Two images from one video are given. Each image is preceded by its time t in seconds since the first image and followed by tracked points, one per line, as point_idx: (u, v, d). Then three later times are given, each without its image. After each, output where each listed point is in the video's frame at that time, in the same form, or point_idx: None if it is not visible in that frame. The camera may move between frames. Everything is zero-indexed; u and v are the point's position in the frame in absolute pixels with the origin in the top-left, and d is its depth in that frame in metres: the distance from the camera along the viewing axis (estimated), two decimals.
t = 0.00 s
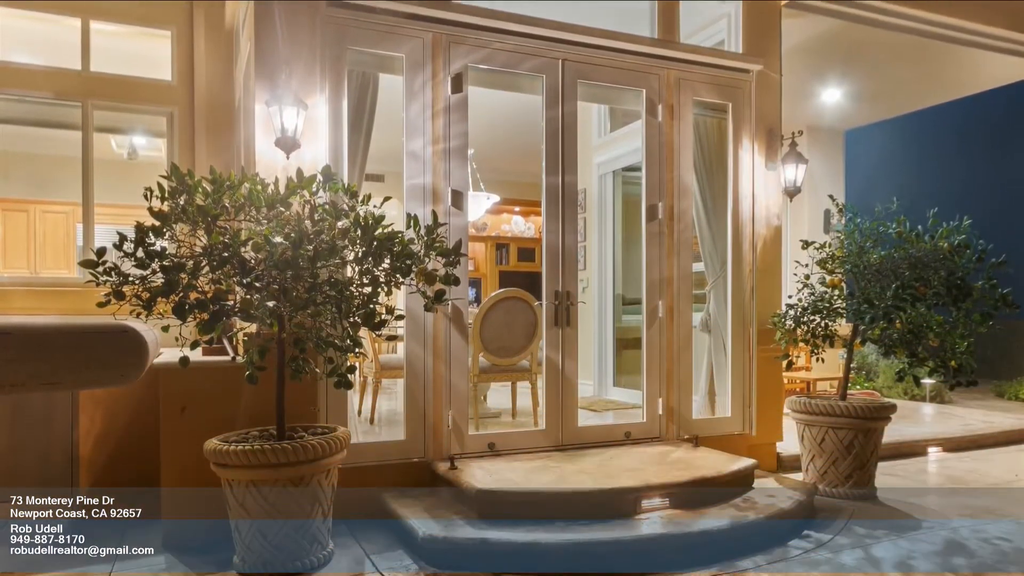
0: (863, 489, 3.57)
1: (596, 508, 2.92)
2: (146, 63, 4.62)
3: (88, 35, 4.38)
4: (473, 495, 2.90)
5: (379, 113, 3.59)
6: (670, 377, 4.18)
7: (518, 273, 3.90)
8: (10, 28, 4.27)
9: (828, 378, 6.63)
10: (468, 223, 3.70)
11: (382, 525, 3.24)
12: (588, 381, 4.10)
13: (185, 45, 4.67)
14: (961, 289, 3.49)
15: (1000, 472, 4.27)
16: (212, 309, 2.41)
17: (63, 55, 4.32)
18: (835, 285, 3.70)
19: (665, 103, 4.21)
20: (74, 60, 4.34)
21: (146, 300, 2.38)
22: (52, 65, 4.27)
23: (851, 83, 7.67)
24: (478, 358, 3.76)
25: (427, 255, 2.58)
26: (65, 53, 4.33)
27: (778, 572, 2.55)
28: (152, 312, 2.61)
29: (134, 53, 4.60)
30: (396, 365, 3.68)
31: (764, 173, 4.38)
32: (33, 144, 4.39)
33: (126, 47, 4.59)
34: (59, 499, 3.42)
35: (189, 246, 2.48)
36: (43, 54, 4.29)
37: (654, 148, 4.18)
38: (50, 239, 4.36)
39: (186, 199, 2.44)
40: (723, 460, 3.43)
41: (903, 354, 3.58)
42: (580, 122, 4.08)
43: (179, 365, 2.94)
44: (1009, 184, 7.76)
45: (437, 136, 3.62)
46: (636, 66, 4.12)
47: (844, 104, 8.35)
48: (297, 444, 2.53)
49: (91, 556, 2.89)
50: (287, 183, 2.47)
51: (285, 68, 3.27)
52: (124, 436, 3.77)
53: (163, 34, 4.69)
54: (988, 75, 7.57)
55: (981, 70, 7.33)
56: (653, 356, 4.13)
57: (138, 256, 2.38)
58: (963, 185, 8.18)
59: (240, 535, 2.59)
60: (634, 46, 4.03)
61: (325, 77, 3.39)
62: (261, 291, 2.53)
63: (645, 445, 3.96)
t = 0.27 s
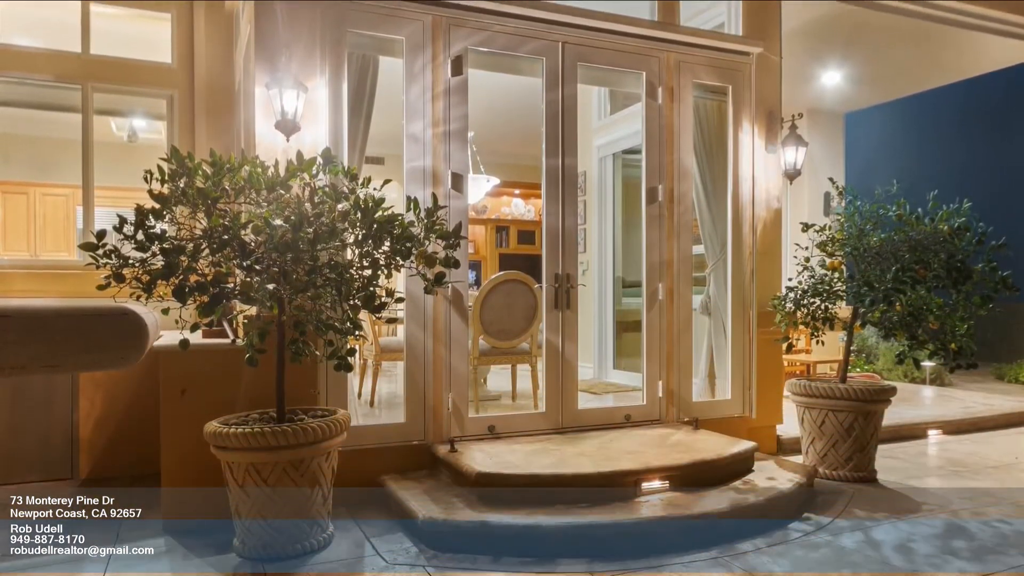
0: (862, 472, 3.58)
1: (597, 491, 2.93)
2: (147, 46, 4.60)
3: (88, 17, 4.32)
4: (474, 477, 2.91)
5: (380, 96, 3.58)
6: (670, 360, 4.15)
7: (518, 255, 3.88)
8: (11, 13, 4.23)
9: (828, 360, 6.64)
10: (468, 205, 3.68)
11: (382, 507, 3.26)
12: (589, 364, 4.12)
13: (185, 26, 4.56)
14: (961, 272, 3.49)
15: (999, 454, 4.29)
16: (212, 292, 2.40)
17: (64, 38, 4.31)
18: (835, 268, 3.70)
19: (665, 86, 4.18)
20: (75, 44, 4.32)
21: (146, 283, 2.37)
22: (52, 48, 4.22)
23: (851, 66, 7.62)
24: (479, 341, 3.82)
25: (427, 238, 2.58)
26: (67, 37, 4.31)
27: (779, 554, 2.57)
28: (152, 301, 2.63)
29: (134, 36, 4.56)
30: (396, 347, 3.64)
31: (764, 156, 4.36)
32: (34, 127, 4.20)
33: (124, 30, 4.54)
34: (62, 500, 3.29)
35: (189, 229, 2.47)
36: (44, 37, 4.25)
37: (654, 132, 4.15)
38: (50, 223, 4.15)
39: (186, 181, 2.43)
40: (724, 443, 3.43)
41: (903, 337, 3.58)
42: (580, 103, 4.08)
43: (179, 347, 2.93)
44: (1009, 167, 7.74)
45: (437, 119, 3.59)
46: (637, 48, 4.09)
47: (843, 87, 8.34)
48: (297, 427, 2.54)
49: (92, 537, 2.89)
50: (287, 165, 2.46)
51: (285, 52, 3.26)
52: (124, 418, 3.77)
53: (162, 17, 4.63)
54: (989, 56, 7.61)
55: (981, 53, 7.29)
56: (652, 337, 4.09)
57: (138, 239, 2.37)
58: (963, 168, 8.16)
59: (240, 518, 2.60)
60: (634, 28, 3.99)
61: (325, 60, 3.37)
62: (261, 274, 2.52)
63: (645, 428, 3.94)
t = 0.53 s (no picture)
0: (861, 455, 3.59)
1: (596, 473, 2.94)
2: (148, 30, 4.65)
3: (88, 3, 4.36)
4: (474, 461, 2.91)
5: (380, 79, 3.56)
6: (670, 343, 4.14)
7: (518, 238, 3.93)
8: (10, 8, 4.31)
9: (827, 343, 6.66)
10: (468, 188, 3.66)
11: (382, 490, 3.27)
12: (589, 347, 4.16)
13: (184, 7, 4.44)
14: (961, 255, 3.49)
15: (999, 437, 4.31)
16: (212, 275, 2.39)
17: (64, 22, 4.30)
18: (836, 251, 3.70)
19: (665, 68, 4.15)
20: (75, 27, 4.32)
21: (146, 266, 2.36)
22: (52, 31, 4.13)
23: (851, 49, 7.58)
24: (478, 324, 3.80)
25: (427, 221, 2.57)
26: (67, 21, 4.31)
27: (779, 537, 2.58)
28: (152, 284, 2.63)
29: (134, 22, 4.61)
30: (396, 331, 3.68)
31: (764, 139, 4.34)
32: (35, 110, 4.19)
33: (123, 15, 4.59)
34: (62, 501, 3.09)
35: (189, 212, 2.46)
36: (45, 21, 4.22)
37: (654, 115, 4.12)
38: (50, 204, 4.05)
39: (186, 164, 2.41)
40: (723, 426, 3.44)
41: (903, 320, 3.57)
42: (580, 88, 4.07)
43: (179, 330, 2.93)
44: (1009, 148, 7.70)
45: (437, 101, 3.56)
46: (637, 31, 4.05)
47: (844, 70, 8.29)
48: (297, 410, 2.55)
49: (91, 520, 2.89)
50: (287, 148, 2.45)
51: (284, 34, 3.24)
52: (124, 401, 3.78)
53: None
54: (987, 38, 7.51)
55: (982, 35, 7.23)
56: (652, 318, 4.06)
57: (138, 222, 2.36)
58: (963, 149, 8.12)
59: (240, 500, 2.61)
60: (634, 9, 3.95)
61: (324, 43, 3.35)
62: (261, 257, 2.51)
63: (646, 411, 3.94)
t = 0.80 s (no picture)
0: (861, 437, 3.61)
1: (597, 456, 2.95)
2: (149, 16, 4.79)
3: None
4: (474, 444, 2.92)
5: (379, 62, 3.64)
6: (670, 326, 4.13)
7: (518, 221, 3.91)
8: None
9: (828, 326, 6.67)
10: (468, 171, 3.63)
11: (383, 473, 3.28)
12: (589, 329, 4.18)
13: None
14: (961, 238, 3.48)
15: (998, 420, 4.33)
16: (212, 258, 2.38)
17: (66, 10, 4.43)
18: (836, 234, 3.70)
19: (665, 51, 4.12)
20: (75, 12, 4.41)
21: (146, 249, 2.35)
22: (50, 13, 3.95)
23: (852, 32, 7.53)
24: (478, 307, 3.84)
25: (427, 204, 2.56)
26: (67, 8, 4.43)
27: (780, 519, 2.60)
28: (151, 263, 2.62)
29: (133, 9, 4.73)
30: (396, 314, 3.73)
31: (764, 122, 4.31)
32: (35, 94, 4.40)
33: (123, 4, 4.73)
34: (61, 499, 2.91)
35: (190, 194, 2.45)
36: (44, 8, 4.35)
37: (654, 97, 4.09)
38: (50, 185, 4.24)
39: (186, 146, 2.40)
40: (723, 409, 3.45)
41: (903, 303, 3.57)
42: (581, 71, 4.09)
43: (179, 313, 2.92)
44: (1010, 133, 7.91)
45: (437, 84, 3.53)
46: (637, 13, 4.02)
47: (844, 52, 8.24)
48: (296, 393, 2.55)
49: (92, 502, 2.90)
50: (287, 131, 2.43)
51: (285, 16, 3.23)
52: (124, 384, 3.79)
53: None
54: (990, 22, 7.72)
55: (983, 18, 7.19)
56: (653, 303, 4.07)
57: (138, 205, 2.34)
58: (963, 132, 8.28)
59: (240, 482, 2.62)
60: None
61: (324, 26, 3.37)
62: (261, 240, 2.50)
63: (646, 393, 3.94)
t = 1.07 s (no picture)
0: (861, 420, 3.63)
1: (596, 439, 2.97)
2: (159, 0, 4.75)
3: None
4: (474, 426, 2.93)
5: (379, 45, 3.61)
6: (670, 309, 4.14)
7: (518, 204, 3.88)
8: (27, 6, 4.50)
9: (828, 309, 6.68)
10: (468, 154, 3.61)
11: (383, 455, 3.30)
12: (588, 312, 4.14)
13: None
14: (961, 220, 3.47)
15: (998, 402, 4.35)
16: (212, 241, 2.37)
17: None
18: (835, 216, 3.70)
19: (665, 33, 4.10)
20: None
21: (146, 232, 2.34)
22: None
23: (852, 15, 7.50)
24: (479, 289, 3.81)
25: (427, 186, 2.54)
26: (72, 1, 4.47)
27: (780, 502, 2.61)
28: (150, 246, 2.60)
29: None
30: (396, 296, 3.64)
31: (764, 104, 4.28)
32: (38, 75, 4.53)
33: None
34: (63, 500, 2.71)
35: (189, 177, 2.43)
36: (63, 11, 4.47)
37: (654, 80, 4.08)
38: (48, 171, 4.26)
39: (187, 129, 2.38)
40: (723, 392, 3.47)
41: (903, 285, 3.56)
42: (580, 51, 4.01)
43: (180, 296, 2.91)
44: (1010, 111, 8.05)
45: (437, 67, 3.51)
46: None
47: (844, 35, 8.20)
48: (296, 375, 2.56)
49: (93, 484, 2.92)
50: (287, 113, 2.42)
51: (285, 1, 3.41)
52: (123, 367, 3.79)
53: None
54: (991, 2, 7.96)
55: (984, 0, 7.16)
56: (654, 286, 4.09)
57: (138, 187, 2.33)
58: (963, 113, 8.47)
59: (239, 464, 2.64)
60: None
61: (323, 9, 3.50)
62: (261, 223, 2.48)
63: (646, 376, 3.96)
